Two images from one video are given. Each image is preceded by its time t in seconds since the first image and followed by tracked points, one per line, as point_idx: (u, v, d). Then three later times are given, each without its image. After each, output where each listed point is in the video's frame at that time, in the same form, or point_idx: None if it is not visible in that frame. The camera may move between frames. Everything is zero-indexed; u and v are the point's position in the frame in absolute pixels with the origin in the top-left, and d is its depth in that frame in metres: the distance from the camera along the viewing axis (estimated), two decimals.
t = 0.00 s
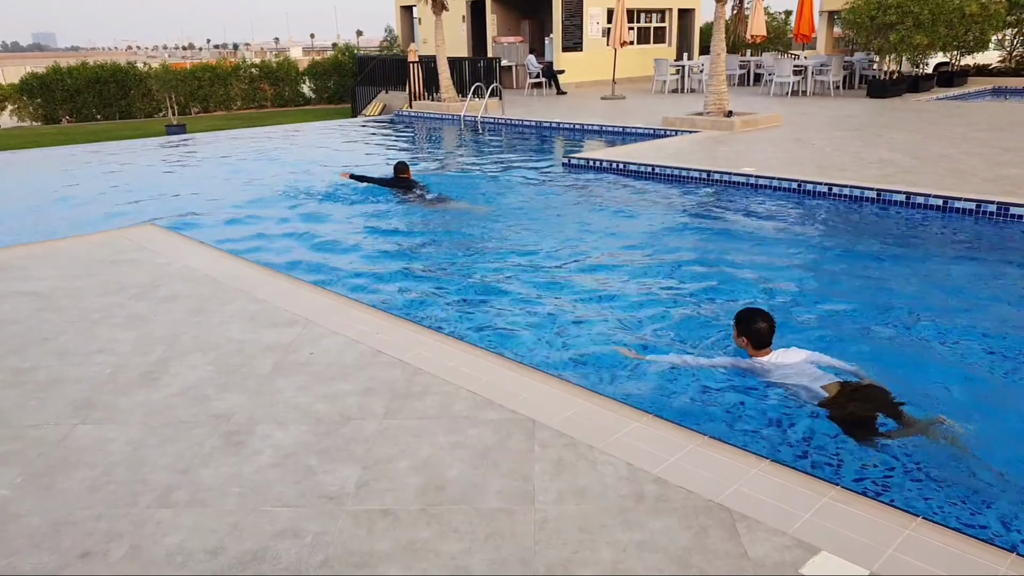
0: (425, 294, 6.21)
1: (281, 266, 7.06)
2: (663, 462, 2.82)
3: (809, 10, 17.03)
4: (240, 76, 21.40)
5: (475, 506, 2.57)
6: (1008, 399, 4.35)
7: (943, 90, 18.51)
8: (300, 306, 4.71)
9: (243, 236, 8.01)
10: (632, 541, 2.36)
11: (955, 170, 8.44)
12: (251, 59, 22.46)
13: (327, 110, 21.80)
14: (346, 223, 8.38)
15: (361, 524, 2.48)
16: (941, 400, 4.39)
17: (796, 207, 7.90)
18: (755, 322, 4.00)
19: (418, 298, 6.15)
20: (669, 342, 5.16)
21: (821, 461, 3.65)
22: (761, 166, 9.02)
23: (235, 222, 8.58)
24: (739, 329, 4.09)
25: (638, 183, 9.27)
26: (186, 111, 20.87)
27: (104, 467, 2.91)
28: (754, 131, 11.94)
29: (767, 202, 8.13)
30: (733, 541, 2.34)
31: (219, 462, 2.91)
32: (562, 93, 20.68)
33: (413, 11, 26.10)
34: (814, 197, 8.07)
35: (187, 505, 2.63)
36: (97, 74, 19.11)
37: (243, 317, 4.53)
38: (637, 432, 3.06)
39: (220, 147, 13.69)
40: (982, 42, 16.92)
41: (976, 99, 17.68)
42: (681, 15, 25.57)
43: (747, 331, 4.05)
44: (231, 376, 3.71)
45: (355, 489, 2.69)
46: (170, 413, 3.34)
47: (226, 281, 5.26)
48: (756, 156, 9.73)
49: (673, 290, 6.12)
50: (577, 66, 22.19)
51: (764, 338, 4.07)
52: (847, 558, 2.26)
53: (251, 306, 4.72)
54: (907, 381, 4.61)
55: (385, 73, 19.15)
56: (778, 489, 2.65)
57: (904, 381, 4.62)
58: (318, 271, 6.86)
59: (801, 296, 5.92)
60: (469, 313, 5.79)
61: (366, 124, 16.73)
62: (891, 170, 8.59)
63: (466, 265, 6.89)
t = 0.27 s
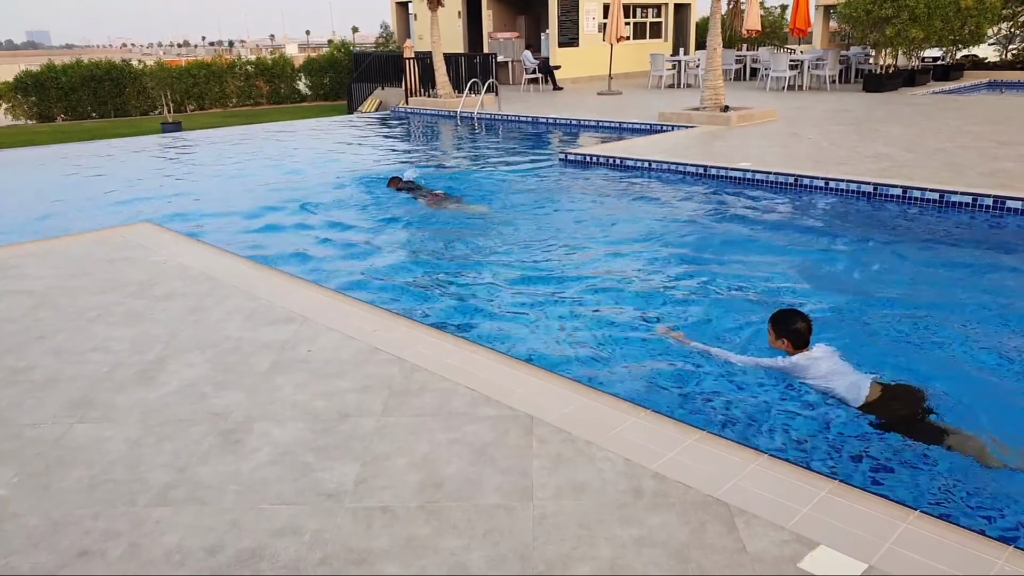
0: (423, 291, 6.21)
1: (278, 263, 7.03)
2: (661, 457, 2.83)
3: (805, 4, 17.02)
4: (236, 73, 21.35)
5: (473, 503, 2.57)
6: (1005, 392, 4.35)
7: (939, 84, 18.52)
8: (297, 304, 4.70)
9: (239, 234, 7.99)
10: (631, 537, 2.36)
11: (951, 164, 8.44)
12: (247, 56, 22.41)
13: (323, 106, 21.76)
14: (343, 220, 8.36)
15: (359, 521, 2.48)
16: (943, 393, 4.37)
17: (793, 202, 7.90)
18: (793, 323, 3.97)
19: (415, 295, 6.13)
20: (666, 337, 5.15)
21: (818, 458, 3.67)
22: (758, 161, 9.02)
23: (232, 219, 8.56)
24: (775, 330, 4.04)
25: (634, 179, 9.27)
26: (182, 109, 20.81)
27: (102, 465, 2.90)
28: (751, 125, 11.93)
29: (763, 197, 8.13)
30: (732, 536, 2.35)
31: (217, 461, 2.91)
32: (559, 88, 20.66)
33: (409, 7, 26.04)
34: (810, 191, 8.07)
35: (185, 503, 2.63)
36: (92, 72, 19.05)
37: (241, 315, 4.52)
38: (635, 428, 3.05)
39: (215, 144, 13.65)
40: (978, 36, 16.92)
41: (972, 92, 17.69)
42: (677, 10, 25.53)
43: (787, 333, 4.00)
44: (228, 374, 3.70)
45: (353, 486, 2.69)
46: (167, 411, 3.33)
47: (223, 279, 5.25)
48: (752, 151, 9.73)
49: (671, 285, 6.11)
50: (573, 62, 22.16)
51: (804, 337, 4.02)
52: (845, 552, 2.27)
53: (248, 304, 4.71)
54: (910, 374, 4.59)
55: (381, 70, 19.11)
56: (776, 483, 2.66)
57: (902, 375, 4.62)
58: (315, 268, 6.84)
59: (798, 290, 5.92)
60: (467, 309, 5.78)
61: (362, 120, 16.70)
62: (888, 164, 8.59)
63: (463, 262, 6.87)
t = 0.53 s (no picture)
0: (424, 287, 6.20)
1: (280, 260, 7.03)
2: (664, 454, 2.82)
3: None
4: (237, 70, 21.31)
5: (475, 500, 2.56)
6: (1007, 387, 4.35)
7: (941, 80, 18.48)
8: (299, 301, 4.70)
9: (241, 231, 7.97)
10: (633, 534, 2.35)
11: (953, 161, 8.42)
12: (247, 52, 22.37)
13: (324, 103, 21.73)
14: (344, 217, 8.35)
15: (361, 518, 2.48)
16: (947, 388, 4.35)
17: (795, 198, 7.89)
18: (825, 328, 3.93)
19: (418, 292, 6.12)
20: (669, 333, 5.15)
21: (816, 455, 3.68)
22: (759, 157, 9.00)
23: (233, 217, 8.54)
24: (806, 335, 4.00)
25: (636, 175, 9.26)
26: (183, 106, 20.79)
27: (103, 463, 2.90)
28: (752, 122, 11.91)
29: (765, 194, 8.12)
30: (734, 533, 2.34)
31: (218, 458, 2.90)
32: (559, 85, 20.63)
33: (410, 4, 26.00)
34: (812, 187, 8.06)
35: (187, 500, 2.63)
36: (92, 69, 19.02)
37: (242, 313, 4.52)
38: (638, 425, 3.05)
39: (216, 141, 13.63)
40: (979, 32, 16.88)
41: (974, 89, 17.65)
42: (678, 6, 25.47)
43: (819, 338, 3.96)
44: (230, 372, 3.70)
45: (355, 484, 2.69)
46: (169, 409, 3.33)
47: (224, 276, 5.25)
48: (754, 147, 9.71)
49: (673, 281, 6.11)
50: (573, 58, 22.13)
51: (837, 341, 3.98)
52: (848, 549, 2.27)
53: (249, 301, 4.71)
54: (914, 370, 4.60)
55: (382, 67, 19.08)
56: (778, 480, 2.65)
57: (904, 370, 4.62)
58: (317, 265, 6.83)
59: (801, 286, 5.91)
60: (470, 306, 5.78)
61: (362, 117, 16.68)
62: (890, 161, 8.58)
63: (465, 258, 6.86)
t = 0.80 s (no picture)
0: (434, 285, 6.20)
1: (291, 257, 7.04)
2: (674, 451, 2.82)
3: None
4: (246, 67, 21.36)
5: (485, 496, 2.57)
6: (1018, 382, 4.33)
7: (954, 75, 18.32)
8: (309, 297, 4.71)
9: (252, 228, 8.00)
10: (644, 531, 2.35)
11: (966, 156, 8.36)
12: (257, 49, 22.43)
13: (333, 100, 21.76)
14: (355, 214, 8.36)
15: (371, 514, 2.49)
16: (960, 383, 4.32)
17: (806, 194, 7.85)
18: (885, 328, 3.79)
19: (429, 288, 6.12)
20: (680, 330, 5.15)
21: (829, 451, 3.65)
22: (769, 153, 8.95)
23: (245, 213, 8.57)
24: (863, 337, 3.87)
25: (645, 172, 9.23)
26: (193, 103, 20.88)
27: (116, 458, 2.92)
28: (763, 117, 11.85)
29: (775, 190, 8.08)
30: (746, 531, 2.34)
31: (229, 454, 2.92)
32: (568, 80, 20.57)
33: None
34: (823, 183, 8.02)
35: (198, 496, 2.64)
36: (103, 67, 19.10)
37: (252, 309, 4.53)
38: (647, 422, 3.04)
39: (226, 138, 13.65)
40: (994, 26, 16.71)
41: (988, 83, 17.49)
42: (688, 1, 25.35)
43: (877, 340, 3.82)
44: (241, 367, 3.72)
45: (366, 479, 2.70)
46: (180, 405, 3.35)
47: (235, 272, 5.27)
48: (764, 143, 9.66)
49: (684, 279, 6.08)
50: (582, 54, 22.07)
51: (897, 343, 3.84)
52: (861, 548, 2.25)
53: (259, 298, 4.73)
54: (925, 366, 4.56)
55: (391, 63, 19.08)
56: (789, 477, 2.64)
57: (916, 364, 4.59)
58: (328, 262, 6.84)
59: (812, 284, 5.88)
60: (481, 303, 5.78)
61: (371, 114, 16.70)
62: (902, 156, 8.51)
63: (476, 255, 6.85)
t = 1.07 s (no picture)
0: (429, 283, 6.16)
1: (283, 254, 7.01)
2: (665, 448, 2.83)
3: None
4: (239, 63, 21.27)
5: (477, 493, 2.57)
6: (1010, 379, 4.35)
7: (947, 71, 18.36)
8: (302, 294, 4.70)
9: (244, 225, 7.96)
10: (636, 528, 2.36)
11: (958, 153, 8.38)
12: (248, 46, 22.32)
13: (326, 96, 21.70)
14: (348, 211, 8.33)
15: (364, 511, 2.49)
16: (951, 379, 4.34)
17: (799, 191, 7.86)
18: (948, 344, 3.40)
19: (422, 287, 6.10)
20: (674, 327, 5.15)
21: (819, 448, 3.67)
22: (762, 150, 8.97)
23: (237, 211, 8.53)
24: (923, 354, 3.48)
25: (638, 169, 9.23)
26: (185, 99, 20.78)
27: (108, 455, 2.91)
28: (755, 114, 11.87)
29: (768, 187, 8.09)
30: (737, 528, 2.35)
31: (222, 450, 2.92)
32: (561, 77, 20.56)
33: None
34: (816, 180, 8.03)
35: (191, 492, 2.64)
36: (95, 63, 18.99)
37: (245, 306, 4.52)
38: (638, 419, 3.05)
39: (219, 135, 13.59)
40: (987, 23, 16.76)
41: (980, 80, 17.52)
42: None
43: (940, 358, 3.43)
44: (233, 364, 3.71)
45: (358, 476, 2.70)
46: (172, 401, 3.34)
47: (228, 269, 5.26)
48: (757, 140, 9.68)
49: (678, 276, 6.08)
50: (575, 51, 22.06)
51: (962, 360, 3.46)
52: (851, 545, 2.27)
53: (252, 294, 4.71)
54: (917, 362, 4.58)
55: (383, 59, 19.02)
56: (781, 475, 2.65)
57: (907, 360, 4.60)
58: (320, 260, 6.81)
59: (807, 282, 5.88)
60: (474, 300, 5.77)
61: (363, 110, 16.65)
62: (894, 153, 8.54)
63: (469, 253, 6.83)
